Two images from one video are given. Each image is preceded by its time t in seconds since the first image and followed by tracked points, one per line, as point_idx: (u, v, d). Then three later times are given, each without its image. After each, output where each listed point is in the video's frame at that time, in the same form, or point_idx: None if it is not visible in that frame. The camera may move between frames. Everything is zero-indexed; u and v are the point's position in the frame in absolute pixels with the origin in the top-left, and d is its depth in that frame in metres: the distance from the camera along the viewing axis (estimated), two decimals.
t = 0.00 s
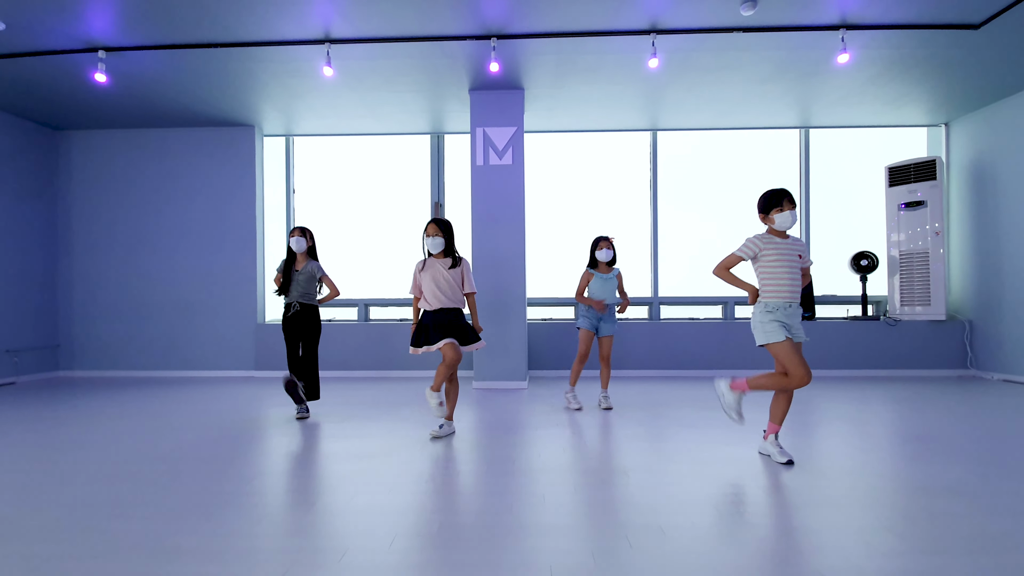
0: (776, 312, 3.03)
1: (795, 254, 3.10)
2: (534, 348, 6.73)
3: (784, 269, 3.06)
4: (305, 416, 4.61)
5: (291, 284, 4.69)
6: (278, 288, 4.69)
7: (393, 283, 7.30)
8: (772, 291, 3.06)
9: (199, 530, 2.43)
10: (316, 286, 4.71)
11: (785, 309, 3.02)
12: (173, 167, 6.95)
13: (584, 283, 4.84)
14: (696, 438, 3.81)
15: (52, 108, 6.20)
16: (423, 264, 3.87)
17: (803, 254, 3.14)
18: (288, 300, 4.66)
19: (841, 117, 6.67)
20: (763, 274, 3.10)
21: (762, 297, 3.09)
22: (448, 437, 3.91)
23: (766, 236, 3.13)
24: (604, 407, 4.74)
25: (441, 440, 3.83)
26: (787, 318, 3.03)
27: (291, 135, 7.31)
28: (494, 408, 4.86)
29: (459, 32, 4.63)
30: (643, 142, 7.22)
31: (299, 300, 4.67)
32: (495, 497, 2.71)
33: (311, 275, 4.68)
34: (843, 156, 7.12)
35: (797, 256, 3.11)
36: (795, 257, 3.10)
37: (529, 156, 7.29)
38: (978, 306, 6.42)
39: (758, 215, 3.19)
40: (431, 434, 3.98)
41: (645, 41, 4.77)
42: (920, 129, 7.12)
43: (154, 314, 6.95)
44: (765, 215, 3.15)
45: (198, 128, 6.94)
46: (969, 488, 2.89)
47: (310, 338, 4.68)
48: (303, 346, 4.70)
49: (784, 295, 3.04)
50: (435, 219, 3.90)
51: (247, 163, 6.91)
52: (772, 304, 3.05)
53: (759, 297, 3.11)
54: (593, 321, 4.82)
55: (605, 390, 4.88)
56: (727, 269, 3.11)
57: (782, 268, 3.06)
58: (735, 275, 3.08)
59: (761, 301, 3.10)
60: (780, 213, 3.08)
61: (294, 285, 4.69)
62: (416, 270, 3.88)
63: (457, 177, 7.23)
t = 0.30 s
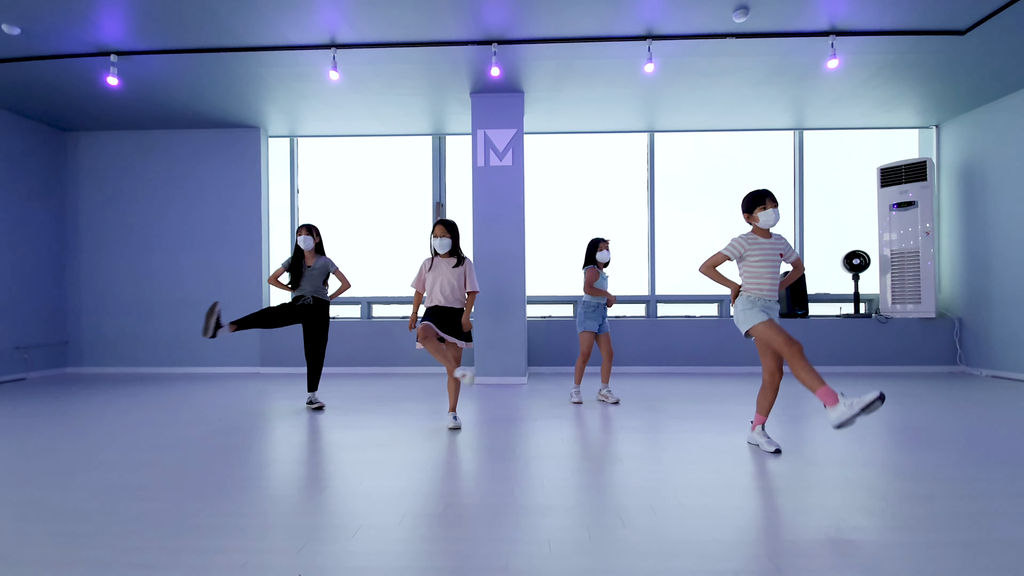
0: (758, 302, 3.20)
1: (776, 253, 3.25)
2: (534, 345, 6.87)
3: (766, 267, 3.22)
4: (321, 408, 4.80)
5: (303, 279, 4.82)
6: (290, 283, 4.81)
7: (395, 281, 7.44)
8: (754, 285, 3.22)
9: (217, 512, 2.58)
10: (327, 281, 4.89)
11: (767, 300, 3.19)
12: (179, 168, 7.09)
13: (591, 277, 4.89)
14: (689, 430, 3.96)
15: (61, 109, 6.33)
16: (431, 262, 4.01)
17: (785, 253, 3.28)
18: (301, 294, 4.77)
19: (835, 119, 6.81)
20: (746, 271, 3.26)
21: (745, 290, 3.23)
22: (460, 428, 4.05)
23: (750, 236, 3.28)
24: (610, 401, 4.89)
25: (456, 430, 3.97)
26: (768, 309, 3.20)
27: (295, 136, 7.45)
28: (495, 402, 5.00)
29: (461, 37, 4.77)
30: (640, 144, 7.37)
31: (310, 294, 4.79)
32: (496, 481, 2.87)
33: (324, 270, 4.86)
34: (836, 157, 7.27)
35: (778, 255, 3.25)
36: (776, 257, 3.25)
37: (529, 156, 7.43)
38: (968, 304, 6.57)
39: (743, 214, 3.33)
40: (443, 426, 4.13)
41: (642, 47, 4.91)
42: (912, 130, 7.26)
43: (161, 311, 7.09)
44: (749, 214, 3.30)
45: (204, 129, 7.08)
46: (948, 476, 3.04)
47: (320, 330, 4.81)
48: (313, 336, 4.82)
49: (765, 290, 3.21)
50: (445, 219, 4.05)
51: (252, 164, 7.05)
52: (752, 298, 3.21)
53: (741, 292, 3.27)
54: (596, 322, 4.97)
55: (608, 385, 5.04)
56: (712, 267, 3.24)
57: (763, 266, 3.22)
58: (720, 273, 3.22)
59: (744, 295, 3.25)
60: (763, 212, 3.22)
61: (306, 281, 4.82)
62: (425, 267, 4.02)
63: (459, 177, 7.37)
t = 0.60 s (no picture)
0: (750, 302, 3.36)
1: (766, 252, 3.37)
2: (534, 344, 6.93)
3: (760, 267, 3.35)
4: (330, 408, 4.83)
5: (310, 281, 4.86)
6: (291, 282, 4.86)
7: (396, 281, 7.50)
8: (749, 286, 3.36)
9: (226, 505, 2.64)
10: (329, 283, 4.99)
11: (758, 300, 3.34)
12: (183, 168, 7.15)
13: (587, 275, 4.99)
14: (688, 427, 4.02)
15: (66, 110, 6.39)
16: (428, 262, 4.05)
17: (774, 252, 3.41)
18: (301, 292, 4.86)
19: (832, 120, 6.88)
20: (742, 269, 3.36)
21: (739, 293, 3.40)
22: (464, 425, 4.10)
23: (740, 237, 3.38)
24: (612, 400, 4.95)
25: (460, 429, 4.00)
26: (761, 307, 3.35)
27: (297, 137, 7.51)
28: (496, 400, 5.06)
29: (463, 40, 4.84)
30: (640, 144, 7.43)
31: (310, 292, 4.90)
32: (498, 475, 2.95)
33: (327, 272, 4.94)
34: (833, 159, 7.34)
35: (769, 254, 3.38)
36: (767, 256, 3.37)
37: (529, 157, 7.50)
38: (963, 303, 6.64)
39: (733, 214, 3.43)
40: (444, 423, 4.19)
41: (641, 50, 4.98)
42: (909, 132, 7.33)
43: (164, 311, 7.15)
44: (738, 214, 3.41)
45: (206, 130, 7.14)
46: (940, 471, 3.11)
47: (314, 333, 4.86)
48: (310, 340, 4.89)
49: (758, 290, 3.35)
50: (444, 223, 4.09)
51: (255, 164, 7.11)
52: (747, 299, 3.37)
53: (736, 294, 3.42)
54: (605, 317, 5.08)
55: (606, 383, 5.08)
56: (713, 268, 3.30)
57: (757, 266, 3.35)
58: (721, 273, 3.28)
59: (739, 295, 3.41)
60: (752, 212, 3.34)
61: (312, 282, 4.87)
62: (422, 266, 4.05)
63: (460, 178, 7.44)
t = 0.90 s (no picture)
0: (725, 309, 3.39)
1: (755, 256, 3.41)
2: (535, 345, 6.96)
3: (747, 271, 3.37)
4: (333, 408, 4.86)
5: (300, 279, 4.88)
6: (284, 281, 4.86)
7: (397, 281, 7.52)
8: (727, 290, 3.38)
9: (232, 503, 2.67)
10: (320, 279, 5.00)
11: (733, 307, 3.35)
12: (185, 169, 7.18)
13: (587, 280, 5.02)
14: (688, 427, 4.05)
15: (68, 112, 6.41)
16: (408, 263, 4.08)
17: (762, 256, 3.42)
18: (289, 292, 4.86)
19: (832, 122, 6.91)
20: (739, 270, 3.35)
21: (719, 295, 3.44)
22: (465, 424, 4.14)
23: (731, 238, 3.43)
24: (612, 400, 4.98)
25: (460, 429, 4.03)
26: (734, 317, 3.36)
27: (298, 138, 7.54)
28: (497, 400, 5.09)
29: (465, 43, 4.87)
30: (640, 146, 7.46)
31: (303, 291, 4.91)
32: (499, 475, 2.97)
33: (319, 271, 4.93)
34: (833, 160, 7.37)
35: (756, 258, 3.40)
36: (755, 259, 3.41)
37: (530, 159, 7.52)
38: (962, 304, 6.67)
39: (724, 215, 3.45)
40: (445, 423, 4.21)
41: (641, 52, 5.00)
42: (908, 133, 7.35)
43: (166, 311, 7.18)
44: (730, 215, 3.42)
45: (208, 131, 7.17)
46: (938, 471, 3.13)
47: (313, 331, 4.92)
48: (308, 339, 4.94)
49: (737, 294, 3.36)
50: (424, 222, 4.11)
51: (256, 166, 7.14)
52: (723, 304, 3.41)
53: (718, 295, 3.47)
54: (607, 316, 5.04)
55: (606, 383, 5.11)
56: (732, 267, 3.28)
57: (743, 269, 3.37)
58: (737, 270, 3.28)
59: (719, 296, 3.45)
60: (742, 214, 3.32)
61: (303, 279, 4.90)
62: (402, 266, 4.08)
63: (461, 179, 7.46)
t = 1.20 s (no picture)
0: (709, 314, 3.37)
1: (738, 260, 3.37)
2: (535, 346, 6.96)
3: (731, 277, 3.36)
4: (340, 408, 4.88)
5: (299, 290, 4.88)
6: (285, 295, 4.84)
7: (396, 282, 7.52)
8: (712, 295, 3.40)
9: (233, 504, 2.67)
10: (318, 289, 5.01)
11: (717, 313, 3.35)
12: (185, 170, 7.17)
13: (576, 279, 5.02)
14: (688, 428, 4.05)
15: (68, 112, 6.41)
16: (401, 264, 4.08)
17: (744, 261, 3.38)
18: (290, 304, 4.84)
19: (831, 123, 6.91)
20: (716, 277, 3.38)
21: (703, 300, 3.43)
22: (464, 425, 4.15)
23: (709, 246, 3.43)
24: (613, 401, 4.98)
25: (459, 429, 4.04)
26: (718, 322, 3.36)
27: (298, 139, 7.54)
28: (497, 401, 5.09)
29: (465, 44, 4.87)
30: (640, 147, 7.47)
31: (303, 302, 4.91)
32: (498, 476, 2.97)
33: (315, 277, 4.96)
34: (832, 161, 7.37)
35: (738, 263, 3.38)
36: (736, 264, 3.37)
37: (529, 159, 7.52)
38: (961, 305, 6.67)
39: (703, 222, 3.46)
40: (444, 423, 4.23)
41: (641, 53, 5.01)
42: (907, 134, 7.36)
43: (166, 311, 7.18)
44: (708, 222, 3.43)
45: (208, 132, 7.17)
46: (938, 472, 3.13)
47: (316, 337, 4.94)
48: (310, 339, 4.96)
49: (719, 299, 3.38)
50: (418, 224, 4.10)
51: (256, 166, 7.14)
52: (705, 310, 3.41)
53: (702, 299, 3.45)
54: (590, 320, 5.04)
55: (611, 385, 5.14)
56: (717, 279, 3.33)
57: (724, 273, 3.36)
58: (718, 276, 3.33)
59: (703, 300, 3.44)
60: (720, 222, 3.35)
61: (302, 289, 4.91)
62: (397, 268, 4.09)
63: (461, 180, 7.46)
